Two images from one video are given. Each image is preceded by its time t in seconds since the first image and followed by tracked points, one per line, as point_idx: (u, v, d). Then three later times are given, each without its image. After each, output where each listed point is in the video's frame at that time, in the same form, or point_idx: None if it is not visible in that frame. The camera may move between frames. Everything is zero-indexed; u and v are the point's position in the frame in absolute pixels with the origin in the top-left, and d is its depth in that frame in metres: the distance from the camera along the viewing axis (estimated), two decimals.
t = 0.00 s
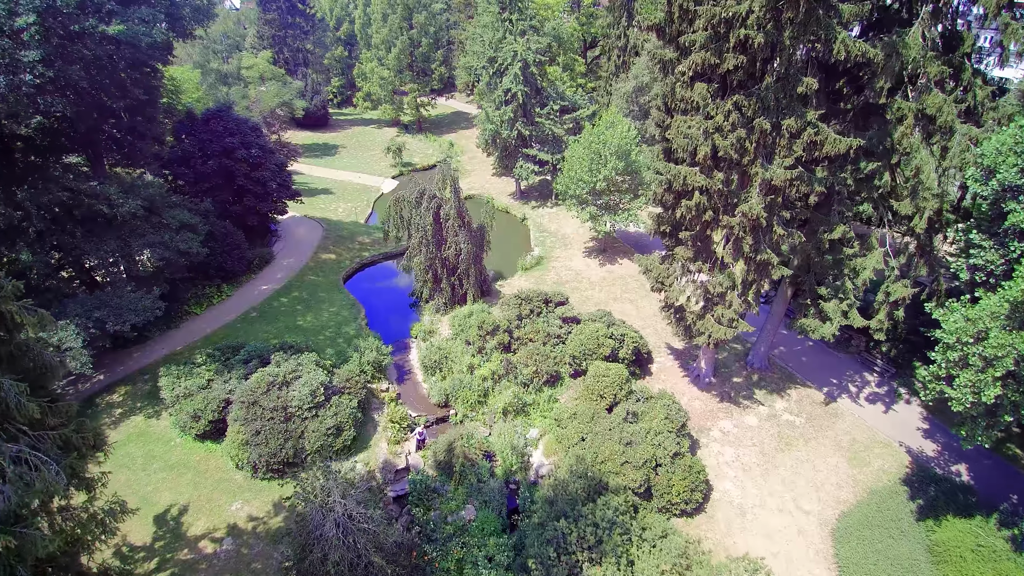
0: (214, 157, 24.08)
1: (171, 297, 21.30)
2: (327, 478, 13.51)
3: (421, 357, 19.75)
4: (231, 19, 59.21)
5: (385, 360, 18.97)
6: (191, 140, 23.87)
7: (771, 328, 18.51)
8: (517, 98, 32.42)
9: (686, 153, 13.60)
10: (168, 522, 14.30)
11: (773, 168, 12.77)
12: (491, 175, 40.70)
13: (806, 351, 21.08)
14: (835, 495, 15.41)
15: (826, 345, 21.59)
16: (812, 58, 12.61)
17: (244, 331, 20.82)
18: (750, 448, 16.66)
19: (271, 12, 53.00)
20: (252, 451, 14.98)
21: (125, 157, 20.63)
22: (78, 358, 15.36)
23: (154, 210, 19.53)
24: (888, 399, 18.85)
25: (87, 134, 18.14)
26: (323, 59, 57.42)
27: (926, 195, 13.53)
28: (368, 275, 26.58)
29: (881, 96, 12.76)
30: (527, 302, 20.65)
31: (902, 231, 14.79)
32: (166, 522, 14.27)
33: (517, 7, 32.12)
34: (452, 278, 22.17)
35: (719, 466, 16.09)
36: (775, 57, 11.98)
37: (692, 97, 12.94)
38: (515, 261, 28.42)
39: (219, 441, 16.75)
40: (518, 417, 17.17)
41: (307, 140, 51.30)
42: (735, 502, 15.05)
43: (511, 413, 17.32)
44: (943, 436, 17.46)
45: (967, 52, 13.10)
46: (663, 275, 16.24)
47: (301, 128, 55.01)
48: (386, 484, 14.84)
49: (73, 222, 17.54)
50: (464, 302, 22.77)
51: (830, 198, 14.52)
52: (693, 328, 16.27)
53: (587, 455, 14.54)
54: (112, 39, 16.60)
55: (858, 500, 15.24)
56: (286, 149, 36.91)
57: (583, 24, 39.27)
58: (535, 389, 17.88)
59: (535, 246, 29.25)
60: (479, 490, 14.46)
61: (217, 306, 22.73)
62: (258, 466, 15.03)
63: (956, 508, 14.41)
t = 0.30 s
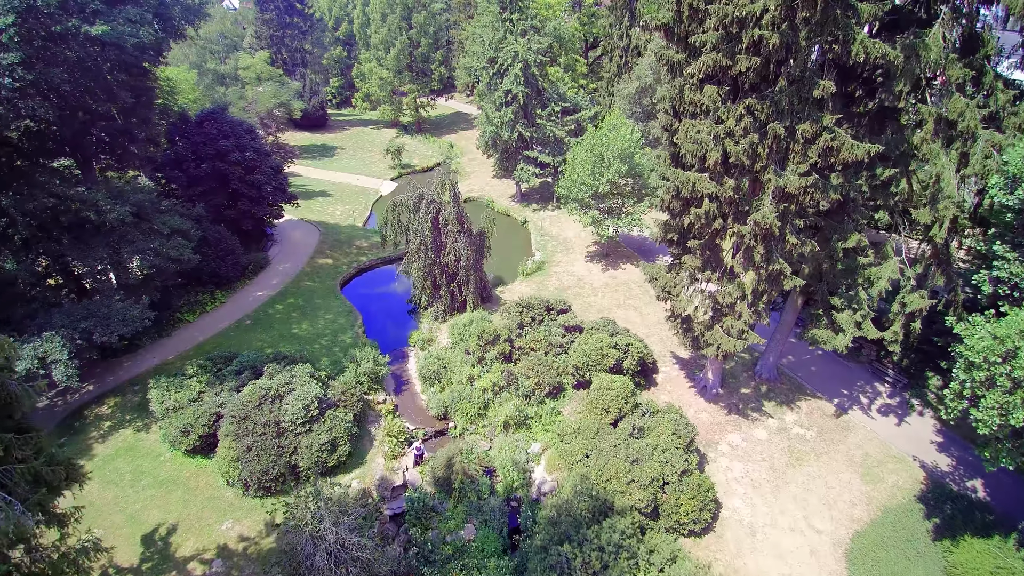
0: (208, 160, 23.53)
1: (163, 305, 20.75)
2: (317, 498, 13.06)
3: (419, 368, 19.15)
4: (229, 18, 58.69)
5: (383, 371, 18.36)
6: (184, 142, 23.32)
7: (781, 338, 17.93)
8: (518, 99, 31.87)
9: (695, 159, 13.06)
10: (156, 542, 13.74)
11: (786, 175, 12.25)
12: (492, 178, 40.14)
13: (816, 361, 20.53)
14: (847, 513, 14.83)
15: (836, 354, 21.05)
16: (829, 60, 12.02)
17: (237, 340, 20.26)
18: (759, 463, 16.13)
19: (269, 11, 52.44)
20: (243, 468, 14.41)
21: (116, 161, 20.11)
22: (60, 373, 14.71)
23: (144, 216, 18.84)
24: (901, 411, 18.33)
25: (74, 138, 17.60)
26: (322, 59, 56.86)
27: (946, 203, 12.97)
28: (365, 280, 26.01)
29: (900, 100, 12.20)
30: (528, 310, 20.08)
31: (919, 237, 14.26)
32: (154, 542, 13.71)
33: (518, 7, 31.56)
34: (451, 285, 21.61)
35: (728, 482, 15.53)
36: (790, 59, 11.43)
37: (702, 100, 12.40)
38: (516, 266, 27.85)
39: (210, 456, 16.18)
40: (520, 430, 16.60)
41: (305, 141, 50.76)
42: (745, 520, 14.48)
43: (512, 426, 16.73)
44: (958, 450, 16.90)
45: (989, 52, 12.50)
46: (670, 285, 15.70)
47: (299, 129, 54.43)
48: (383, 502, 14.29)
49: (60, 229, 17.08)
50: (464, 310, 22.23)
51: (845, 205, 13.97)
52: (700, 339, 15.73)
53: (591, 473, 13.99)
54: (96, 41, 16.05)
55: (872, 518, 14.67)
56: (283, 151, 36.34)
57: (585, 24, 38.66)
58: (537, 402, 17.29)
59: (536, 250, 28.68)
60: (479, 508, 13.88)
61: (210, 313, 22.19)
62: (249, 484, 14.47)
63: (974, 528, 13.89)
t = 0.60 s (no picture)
0: (201, 164, 22.95)
1: (153, 313, 20.20)
2: (307, 527, 12.52)
3: (417, 378, 18.56)
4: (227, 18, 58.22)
5: (379, 383, 17.76)
6: (177, 145, 22.75)
7: (791, 349, 17.36)
8: (518, 101, 31.36)
9: (705, 165, 12.49)
10: (142, 565, 13.18)
11: (801, 183, 11.69)
12: (491, 180, 39.56)
13: (825, 371, 19.98)
14: (862, 533, 14.26)
15: (846, 364, 20.49)
16: (847, 62, 11.44)
17: (230, 350, 19.71)
18: (769, 480, 15.58)
19: (267, 11, 51.86)
20: (232, 486, 13.84)
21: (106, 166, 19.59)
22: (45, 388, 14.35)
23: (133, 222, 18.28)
24: (913, 424, 17.79)
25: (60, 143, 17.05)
26: (321, 60, 56.39)
27: (967, 212, 12.42)
28: (363, 286, 25.45)
29: (920, 104, 11.63)
30: (529, 318, 19.52)
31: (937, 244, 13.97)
32: (140, 565, 13.15)
33: (518, 7, 31.04)
34: (450, 292, 21.02)
35: (737, 500, 14.97)
36: (805, 62, 10.87)
37: (713, 104, 11.84)
38: (516, 271, 27.29)
39: (200, 473, 15.62)
40: (521, 445, 16.00)
41: (303, 142, 50.26)
42: (755, 541, 13.90)
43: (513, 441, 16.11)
44: (973, 464, 16.36)
45: (1014, 54, 11.91)
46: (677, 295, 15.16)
47: (297, 131, 53.84)
48: (380, 522, 13.71)
49: (46, 237, 16.45)
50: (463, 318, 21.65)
51: (860, 214, 13.40)
52: (709, 352, 15.16)
53: (596, 493, 13.43)
54: (80, 43, 15.52)
55: (887, 538, 14.11)
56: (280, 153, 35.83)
57: (586, 24, 38.06)
58: (539, 415, 16.71)
59: (537, 255, 28.12)
60: (479, 527, 13.34)
61: (203, 321, 21.66)
62: (239, 503, 13.90)
63: (994, 550, 13.37)
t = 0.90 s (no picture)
0: (194, 168, 22.39)
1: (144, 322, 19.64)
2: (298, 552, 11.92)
3: (415, 390, 17.96)
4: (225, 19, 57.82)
5: (376, 395, 17.17)
6: (169, 149, 22.19)
7: (802, 361, 16.76)
8: (519, 102, 30.77)
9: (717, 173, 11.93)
10: None
11: (818, 192, 11.13)
12: (492, 182, 38.97)
13: (836, 382, 19.39)
14: (878, 555, 13.66)
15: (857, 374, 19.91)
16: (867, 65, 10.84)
17: (222, 360, 19.14)
18: (780, 498, 15.01)
19: (265, 11, 51.34)
20: (221, 507, 13.26)
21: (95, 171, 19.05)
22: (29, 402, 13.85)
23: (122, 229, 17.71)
24: (927, 438, 17.21)
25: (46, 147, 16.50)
26: (319, 60, 55.84)
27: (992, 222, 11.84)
28: (360, 292, 24.86)
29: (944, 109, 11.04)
30: (530, 327, 18.92)
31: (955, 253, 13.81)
32: None
33: (519, 6, 30.48)
34: (449, 300, 20.47)
35: (747, 519, 14.40)
36: (824, 65, 10.29)
37: (725, 108, 11.27)
38: (517, 276, 26.70)
39: (189, 491, 15.04)
40: (522, 462, 15.38)
41: (301, 143, 49.73)
42: (767, 563, 13.32)
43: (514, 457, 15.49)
44: (989, 480, 15.80)
45: None
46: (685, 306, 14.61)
47: (295, 132, 53.29)
48: (375, 543, 13.13)
49: (31, 245, 15.90)
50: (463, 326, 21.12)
51: (878, 223, 12.82)
52: (718, 365, 14.61)
53: (601, 514, 12.84)
54: (64, 45, 14.97)
55: (904, 560, 13.53)
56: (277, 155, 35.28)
57: (588, 24, 37.42)
58: (541, 429, 16.12)
59: (539, 260, 27.52)
60: (479, 549, 12.79)
61: (195, 329, 21.08)
62: (229, 525, 13.32)
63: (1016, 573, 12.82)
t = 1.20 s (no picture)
0: (186, 172, 21.82)
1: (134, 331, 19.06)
2: None
3: (412, 403, 17.36)
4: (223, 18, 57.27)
5: (372, 408, 16.59)
6: (161, 152, 21.62)
7: (813, 373, 16.21)
8: (520, 103, 30.18)
9: (729, 180, 11.37)
10: None
11: (836, 201, 10.57)
12: (492, 184, 38.38)
13: (847, 393, 18.83)
14: None
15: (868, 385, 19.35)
16: (889, 67, 10.26)
17: (214, 370, 18.56)
18: (792, 517, 14.44)
19: (262, 10, 50.44)
20: (210, 529, 12.68)
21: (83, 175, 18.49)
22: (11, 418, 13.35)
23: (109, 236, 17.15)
24: (941, 452, 16.63)
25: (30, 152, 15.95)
26: (317, 61, 55.25)
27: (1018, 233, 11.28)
28: (357, 298, 24.27)
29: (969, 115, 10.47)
30: (532, 337, 18.34)
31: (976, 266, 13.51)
32: None
33: (520, 6, 29.89)
34: (448, 308, 19.89)
35: (758, 540, 13.82)
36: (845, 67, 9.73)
37: (738, 112, 10.71)
38: (518, 282, 26.11)
39: (178, 509, 14.47)
40: (524, 479, 14.81)
41: (299, 144, 49.19)
42: None
43: (515, 474, 14.93)
44: (1007, 497, 15.22)
45: None
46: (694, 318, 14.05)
47: (293, 133, 52.65)
48: (370, 567, 12.54)
49: (15, 254, 15.59)
50: (462, 335, 20.54)
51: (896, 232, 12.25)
52: (728, 379, 14.05)
53: (607, 537, 12.24)
54: (45, 47, 14.36)
55: None
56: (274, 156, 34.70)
57: (590, 24, 36.79)
58: (543, 445, 15.55)
59: (540, 265, 26.94)
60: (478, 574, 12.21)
61: (187, 338, 20.50)
62: (218, 548, 12.73)
63: None
